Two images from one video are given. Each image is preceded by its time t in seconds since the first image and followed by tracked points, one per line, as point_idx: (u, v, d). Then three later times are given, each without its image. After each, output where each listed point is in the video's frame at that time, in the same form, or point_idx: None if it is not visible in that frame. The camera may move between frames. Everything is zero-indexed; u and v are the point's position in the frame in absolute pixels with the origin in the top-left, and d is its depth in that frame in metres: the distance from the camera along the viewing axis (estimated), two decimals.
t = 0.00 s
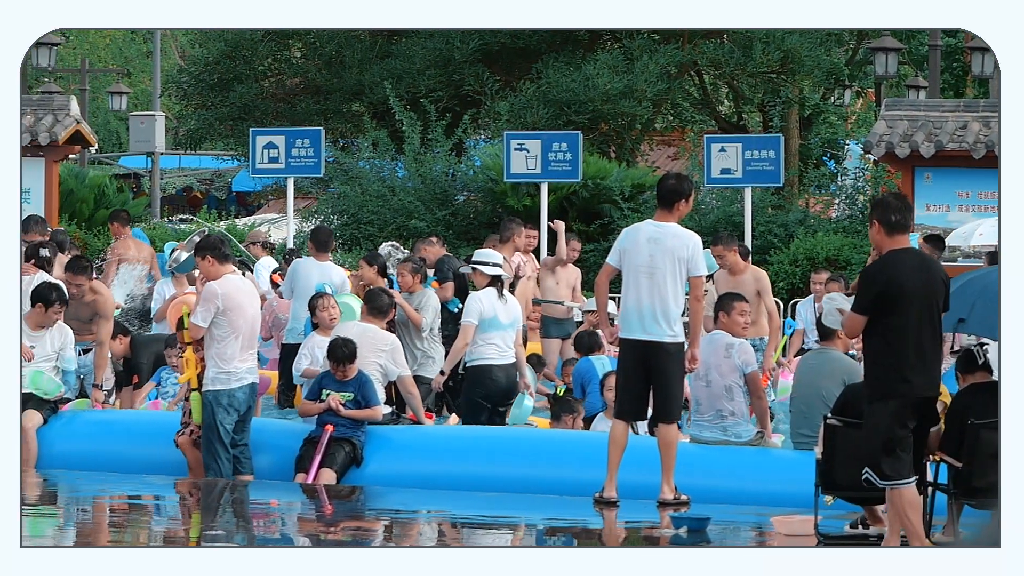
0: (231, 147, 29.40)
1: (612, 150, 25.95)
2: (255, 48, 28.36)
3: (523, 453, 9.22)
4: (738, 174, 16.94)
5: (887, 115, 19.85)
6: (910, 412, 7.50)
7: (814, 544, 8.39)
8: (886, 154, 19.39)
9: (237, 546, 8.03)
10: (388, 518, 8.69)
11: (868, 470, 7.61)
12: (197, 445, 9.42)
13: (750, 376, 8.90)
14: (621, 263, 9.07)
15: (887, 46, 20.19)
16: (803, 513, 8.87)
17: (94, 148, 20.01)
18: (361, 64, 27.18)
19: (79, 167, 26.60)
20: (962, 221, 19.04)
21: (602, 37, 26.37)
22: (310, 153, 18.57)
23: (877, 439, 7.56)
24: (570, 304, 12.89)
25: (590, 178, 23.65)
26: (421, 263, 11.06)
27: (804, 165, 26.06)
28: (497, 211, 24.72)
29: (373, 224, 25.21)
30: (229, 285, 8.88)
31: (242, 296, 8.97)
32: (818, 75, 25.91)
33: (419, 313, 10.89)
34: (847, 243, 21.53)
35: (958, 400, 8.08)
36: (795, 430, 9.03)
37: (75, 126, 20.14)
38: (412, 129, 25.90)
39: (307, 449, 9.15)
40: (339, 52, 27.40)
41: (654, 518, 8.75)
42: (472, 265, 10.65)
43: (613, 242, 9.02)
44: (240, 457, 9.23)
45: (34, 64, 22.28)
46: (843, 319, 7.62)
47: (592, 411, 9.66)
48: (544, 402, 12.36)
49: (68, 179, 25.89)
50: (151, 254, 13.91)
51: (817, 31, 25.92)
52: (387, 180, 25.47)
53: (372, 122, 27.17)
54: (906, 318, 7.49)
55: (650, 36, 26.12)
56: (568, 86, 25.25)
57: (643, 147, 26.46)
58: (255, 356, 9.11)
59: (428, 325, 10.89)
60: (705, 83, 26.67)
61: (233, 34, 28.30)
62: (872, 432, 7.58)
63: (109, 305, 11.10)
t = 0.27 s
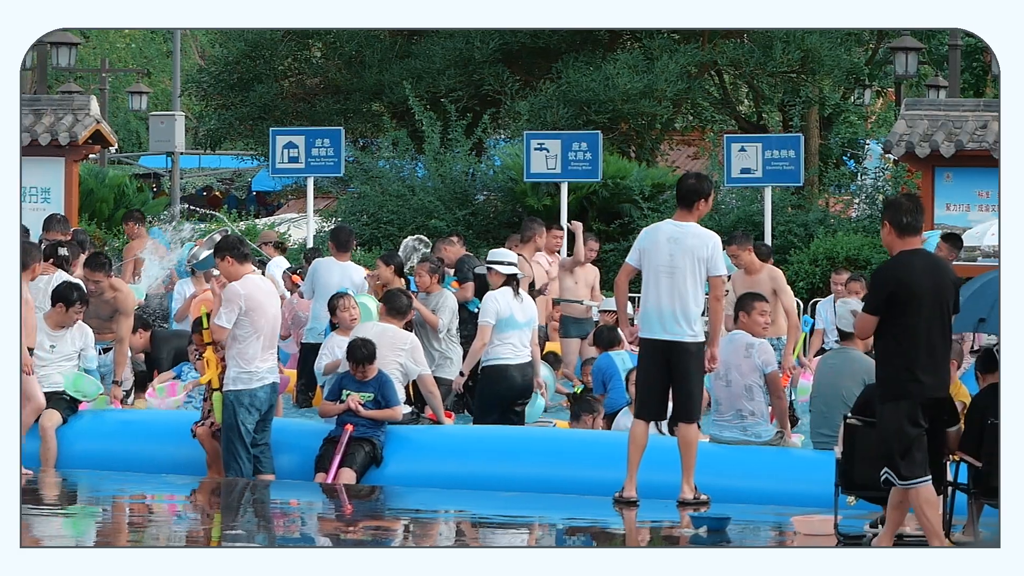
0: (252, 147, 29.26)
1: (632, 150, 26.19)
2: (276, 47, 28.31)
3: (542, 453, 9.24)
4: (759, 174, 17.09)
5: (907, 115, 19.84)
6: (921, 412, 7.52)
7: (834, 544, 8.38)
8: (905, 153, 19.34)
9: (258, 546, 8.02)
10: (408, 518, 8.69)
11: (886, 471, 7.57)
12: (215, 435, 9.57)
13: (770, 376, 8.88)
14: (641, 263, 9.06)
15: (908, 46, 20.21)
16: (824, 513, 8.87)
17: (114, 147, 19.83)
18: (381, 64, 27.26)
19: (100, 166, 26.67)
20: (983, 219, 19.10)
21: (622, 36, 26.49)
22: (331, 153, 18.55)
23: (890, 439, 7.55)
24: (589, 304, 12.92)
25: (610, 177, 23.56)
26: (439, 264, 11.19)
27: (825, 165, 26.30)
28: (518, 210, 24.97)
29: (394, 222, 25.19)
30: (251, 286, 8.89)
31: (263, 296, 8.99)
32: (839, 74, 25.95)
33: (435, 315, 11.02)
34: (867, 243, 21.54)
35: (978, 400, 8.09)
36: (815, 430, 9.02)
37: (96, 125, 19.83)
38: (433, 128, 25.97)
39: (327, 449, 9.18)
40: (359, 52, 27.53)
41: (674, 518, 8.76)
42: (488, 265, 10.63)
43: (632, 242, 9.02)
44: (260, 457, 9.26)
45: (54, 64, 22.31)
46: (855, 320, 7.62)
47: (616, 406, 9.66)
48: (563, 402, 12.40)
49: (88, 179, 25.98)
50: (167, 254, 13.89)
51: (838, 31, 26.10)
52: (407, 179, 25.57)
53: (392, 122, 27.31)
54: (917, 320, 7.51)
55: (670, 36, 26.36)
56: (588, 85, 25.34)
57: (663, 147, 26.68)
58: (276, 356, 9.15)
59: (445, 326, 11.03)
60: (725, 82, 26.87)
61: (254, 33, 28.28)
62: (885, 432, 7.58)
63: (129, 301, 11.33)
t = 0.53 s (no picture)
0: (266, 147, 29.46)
1: (646, 150, 26.17)
2: (291, 47, 28.48)
3: (557, 453, 9.26)
4: (773, 173, 17.05)
5: (921, 114, 19.85)
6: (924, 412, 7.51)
7: (848, 544, 8.37)
8: (920, 153, 19.31)
9: (274, 545, 8.01)
10: (421, 517, 8.70)
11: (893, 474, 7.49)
12: (228, 426, 9.64)
13: (784, 375, 8.89)
14: (654, 262, 9.05)
15: (922, 45, 20.21)
16: (838, 512, 8.86)
17: (128, 146, 19.81)
18: (395, 64, 27.29)
19: (114, 166, 27.21)
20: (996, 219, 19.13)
21: (636, 36, 26.49)
22: (346, 152, 18.35)
23: (896, 439, 7.52)
24: (602, 303, 12.93)
25: (624, 177, 23.56)
26: (451, 264, 11.21)
27: (839, 165, 26.46)
28: (531, 210, 24.88)
29: (408, 221, 25.44)
30: (267, 286, 8.95)
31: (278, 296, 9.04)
32: (853, 74, 25.95)
33: (446, 315, 11.04)
34: (881, 243, 21.59)
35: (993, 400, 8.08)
36: (828, 430, 9.01)
37: (110, 125, 19.73)
38: (447, 128, 26.05)
39: (341, 448, 9.22)
40: (373, 52, 27.58)
41: (689, 517, 8.76)
42: (497, 264, 10.63)
43: (646, 241, 9.01)
44: (276, 457, 9.28)
45: (68, 64, 22.63)
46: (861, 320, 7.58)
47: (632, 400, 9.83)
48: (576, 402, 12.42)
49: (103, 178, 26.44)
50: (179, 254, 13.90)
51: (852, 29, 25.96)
52: (422, 179, 25.71)
53: (406, 122, 27.38)
54: (922, 320, 7.49)
55: (685, 36, 26.38)
56: (602, 85, 25.32)
57: (677, 147, 26.73)
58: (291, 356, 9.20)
59: (456, 326, 11.06)
60: (738, 82, 26.84)
61: (268, 34, 28.50)
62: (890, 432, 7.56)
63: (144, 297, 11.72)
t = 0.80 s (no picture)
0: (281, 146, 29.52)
1: (661, 150, 26.16)
2: (305, 47, 28.48)
3: (572, 452, 9.28)
4: (787, 173, 17.02)
5: (936, 114, 19.89)
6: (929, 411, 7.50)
7: (864, 544, 8.35)
8: (935, 152, 19.33)
9: (290, 545, 8.00)
10: (436, 516, 8.72)
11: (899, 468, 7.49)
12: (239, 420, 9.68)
13: (800, 374, 8.94)
14: (669, 262, 9.04)
15: (937, 45, 20.24)
16: (852, 512, 8.87)
17: (144, 147, 19.74)
18: (410, 63, 27.48)
19: (129, 166, 27.51)
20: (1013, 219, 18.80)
21: (650, 36, 26.69)
22: (361, 152, 18.16)
23: (902, 438, 7.52)
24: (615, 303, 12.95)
25: (639, 177, 23.56)
26: (464, 264, 11.23)
27: (854, 164, 26.37)
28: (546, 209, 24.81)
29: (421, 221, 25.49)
30: (285, 286, 8.98)
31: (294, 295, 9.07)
32: (868, 74, 25.99)
33: (458, 315, 11.07)
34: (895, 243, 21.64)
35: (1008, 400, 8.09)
36: (843, 430, 9.02)
37: (125, 125, 19.75)
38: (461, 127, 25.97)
39: (357, 447, 9.28)
40: (388, 51, 27.77)
41: (705, 517, 8.78)
42: (508, 264, 10.65)
43: (660, 241, 8.99)
44: (292, 456, 9.31)
45: (84, 64, 22.79)
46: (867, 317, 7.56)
47: (647, 395, 9.85)
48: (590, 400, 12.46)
49: (118, 178, 26.81)
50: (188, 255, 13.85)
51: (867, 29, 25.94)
52: (436, 178, 25.69)
53: (422, 122, 27.47)
54: (928, 318, 7.50)
55: (699, 36, 26.46)
56: (617, 84, 25.43)
57: (692, 146, 26.67)
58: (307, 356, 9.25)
59: (467, 326, 11.08)
60: (753, 82, 26.81)
61: (283, 33, 28.41)
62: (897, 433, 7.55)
63: (159, 296, 11.57)
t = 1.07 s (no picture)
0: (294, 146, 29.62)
1: (673, 149, 26.17)
2: (318, 47, 28.69)
3: (583, 452, 9.29)
4: (800, 173, 16.99)
5: (948, 114, 19.87)
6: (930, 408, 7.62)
7: (875, 544, 8.33)
8: (947, 152, 19.32)
9: (303, 546, 8.00)
10: (448, 516, 8.72)
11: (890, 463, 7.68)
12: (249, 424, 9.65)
13: (812, 373, 8.97)
14: (680, 262, 9.03)
15: (949, 44, 20.24)
16: (864, 512, 8.86)
17: (156, 147, 19.70)
18: (422, 63, 27.50)
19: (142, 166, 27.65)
20: None
21: (664, 36, 26.52)
22: (373, 152, 18.12)
23: (903, 434, 7.64)
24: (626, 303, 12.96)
25: (652, 177, 23.57)
26: (473, 264, 11.25)
27: (866, 164, 26.41)
28: (558, 209, 24.84)
29: (431, 221, 25.57)
30: (299, 286, 9.03)
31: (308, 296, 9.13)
32: (881, 74, 26.03)
33: (466, 314, 11.07)
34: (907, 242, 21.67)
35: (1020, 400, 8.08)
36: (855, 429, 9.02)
37: (137, 125, 19.76)
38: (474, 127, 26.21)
39: (369, 447, 9.32)
40: (400, 51, 27.78)
41: (716, 517, 8.77)
42: (514, 264, 10.62)
43: (672, 241, 8.98)
44: (304, 456, 9.33)
45: (97, 63, 22.92)
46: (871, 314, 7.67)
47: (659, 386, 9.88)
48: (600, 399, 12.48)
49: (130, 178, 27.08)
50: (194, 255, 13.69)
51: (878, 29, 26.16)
52: (449, 178, 25.85)
53: (434, 121, 27.51)
54: (931, 316, 7.61)
55: (711, 35, 26.37)
56: (630, 85, 25.47)
57: (704, 146, 26.65)
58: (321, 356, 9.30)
59: (475, 326, 11.07)
60: (765, 81, 26.77)
61: (295, 33, 28.66)
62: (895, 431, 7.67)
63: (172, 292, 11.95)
